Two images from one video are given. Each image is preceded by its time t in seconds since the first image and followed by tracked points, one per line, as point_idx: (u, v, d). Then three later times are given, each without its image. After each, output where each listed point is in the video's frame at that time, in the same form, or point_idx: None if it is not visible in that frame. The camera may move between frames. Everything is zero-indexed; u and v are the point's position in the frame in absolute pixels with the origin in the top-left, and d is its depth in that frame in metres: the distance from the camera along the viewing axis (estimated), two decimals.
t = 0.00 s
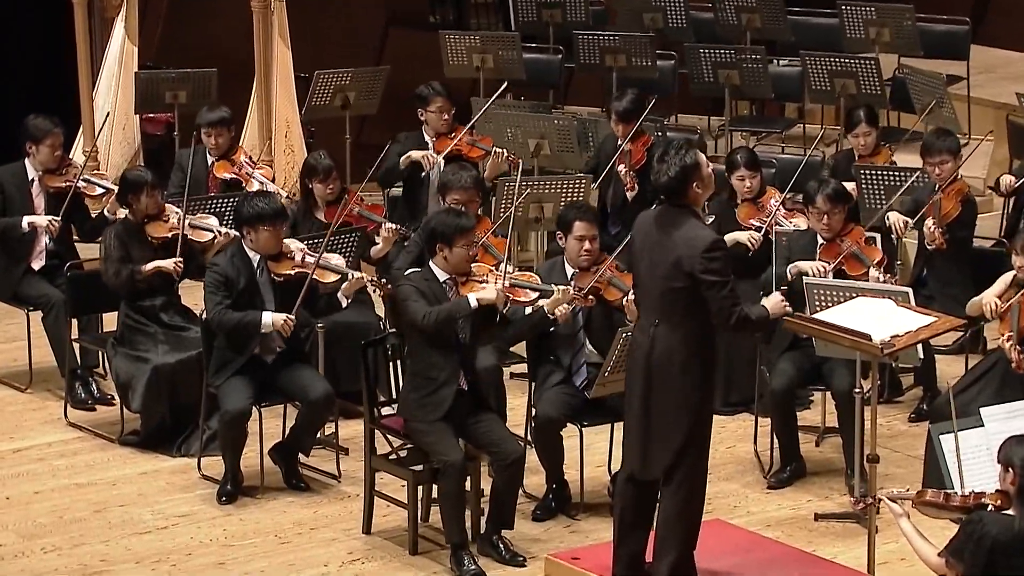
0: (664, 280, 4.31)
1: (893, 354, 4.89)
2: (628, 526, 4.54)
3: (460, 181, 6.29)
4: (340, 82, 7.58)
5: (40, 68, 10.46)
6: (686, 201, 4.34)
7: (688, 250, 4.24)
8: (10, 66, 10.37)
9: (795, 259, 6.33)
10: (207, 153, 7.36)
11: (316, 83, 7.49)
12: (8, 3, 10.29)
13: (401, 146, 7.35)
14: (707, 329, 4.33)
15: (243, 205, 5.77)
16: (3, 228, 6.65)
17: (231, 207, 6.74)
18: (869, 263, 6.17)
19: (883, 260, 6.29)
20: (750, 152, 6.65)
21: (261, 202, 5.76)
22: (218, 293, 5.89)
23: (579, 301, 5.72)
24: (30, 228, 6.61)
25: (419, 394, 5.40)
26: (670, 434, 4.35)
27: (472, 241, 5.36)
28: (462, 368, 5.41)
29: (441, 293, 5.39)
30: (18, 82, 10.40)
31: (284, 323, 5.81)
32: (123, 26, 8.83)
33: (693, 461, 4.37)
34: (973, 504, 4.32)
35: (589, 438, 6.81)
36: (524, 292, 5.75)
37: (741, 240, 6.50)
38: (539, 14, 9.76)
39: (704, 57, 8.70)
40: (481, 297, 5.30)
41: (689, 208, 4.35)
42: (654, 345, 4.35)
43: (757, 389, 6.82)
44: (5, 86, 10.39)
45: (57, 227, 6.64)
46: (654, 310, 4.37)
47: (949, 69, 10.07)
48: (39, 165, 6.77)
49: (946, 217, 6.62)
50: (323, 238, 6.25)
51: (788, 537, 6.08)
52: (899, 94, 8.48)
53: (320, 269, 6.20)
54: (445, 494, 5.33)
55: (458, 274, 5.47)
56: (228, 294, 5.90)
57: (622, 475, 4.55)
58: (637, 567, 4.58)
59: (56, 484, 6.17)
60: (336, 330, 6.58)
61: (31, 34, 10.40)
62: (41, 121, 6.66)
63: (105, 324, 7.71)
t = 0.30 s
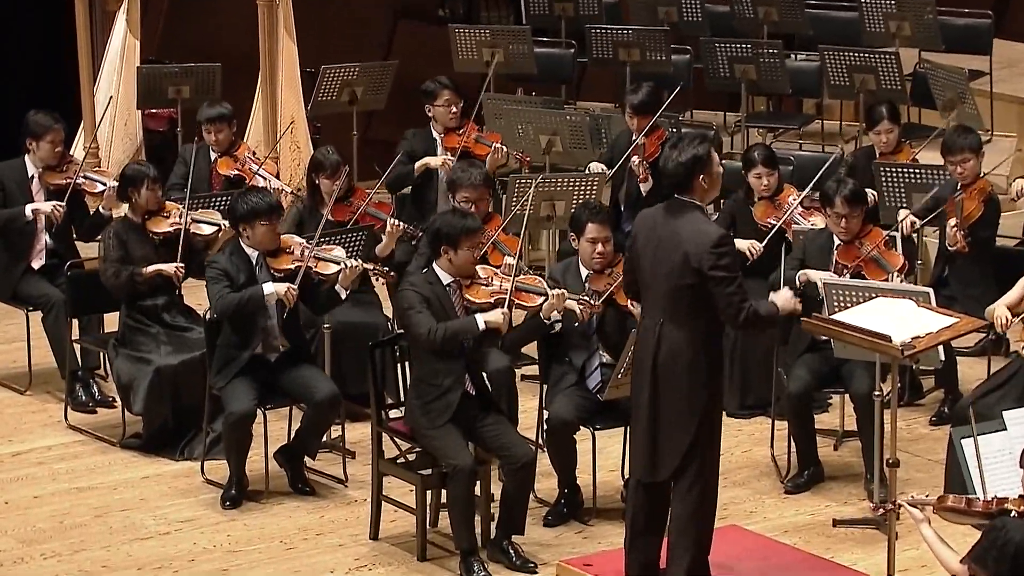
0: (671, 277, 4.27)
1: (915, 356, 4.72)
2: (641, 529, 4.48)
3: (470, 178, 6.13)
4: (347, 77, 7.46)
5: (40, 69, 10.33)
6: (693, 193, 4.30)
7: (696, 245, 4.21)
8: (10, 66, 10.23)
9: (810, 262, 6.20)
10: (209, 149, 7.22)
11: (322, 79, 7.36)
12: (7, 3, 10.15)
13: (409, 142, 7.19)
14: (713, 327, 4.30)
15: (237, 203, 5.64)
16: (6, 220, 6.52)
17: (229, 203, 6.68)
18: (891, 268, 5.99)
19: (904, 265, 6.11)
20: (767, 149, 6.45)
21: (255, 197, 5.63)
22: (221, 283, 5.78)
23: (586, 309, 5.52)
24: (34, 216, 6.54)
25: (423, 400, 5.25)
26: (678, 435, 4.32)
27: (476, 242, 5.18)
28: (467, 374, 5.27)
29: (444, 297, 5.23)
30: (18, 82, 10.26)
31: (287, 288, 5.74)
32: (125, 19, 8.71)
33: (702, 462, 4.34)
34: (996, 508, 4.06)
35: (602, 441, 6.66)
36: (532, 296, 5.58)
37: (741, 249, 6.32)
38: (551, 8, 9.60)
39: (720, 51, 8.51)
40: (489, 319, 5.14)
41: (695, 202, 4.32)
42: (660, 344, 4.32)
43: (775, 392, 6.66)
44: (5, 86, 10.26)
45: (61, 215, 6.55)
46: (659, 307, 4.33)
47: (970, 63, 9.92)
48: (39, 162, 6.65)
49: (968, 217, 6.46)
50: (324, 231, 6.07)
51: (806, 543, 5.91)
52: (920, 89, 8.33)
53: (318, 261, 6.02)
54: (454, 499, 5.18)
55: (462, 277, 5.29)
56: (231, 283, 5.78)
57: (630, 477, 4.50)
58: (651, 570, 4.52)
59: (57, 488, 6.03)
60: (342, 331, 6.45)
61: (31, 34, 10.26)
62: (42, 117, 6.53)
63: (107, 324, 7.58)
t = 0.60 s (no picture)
0: (679, 272, 4.13)
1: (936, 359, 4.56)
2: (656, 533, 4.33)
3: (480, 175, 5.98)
4: (356, 72, 7.33)
5: (39, 69, 10.21)
6: (699, 184, 4.18)
7: (706, 238, 4.07)
8: (10, 66, 10.12)
9: (826, 256, 6.03)
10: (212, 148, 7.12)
11: (330, 75, 7.24)
12: (7, 3, 10.04)
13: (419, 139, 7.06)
14: (721, 322, 4.17)
15: (241, 202, 5.51)
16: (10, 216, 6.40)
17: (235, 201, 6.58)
18: (912, 266, 5.82)
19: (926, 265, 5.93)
20: (787, 144, 6.28)
21: (260, 197, 5.50)
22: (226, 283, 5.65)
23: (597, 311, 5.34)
24: (38, 211, 6.41)
25: (429, 404, 5.11)
26: (685, 434, 4.20)
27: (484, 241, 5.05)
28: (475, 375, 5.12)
29: (451, 298, 5.09)
30: (18, 82, 10.16)
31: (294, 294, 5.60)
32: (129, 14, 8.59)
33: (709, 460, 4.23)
34: (1019, 513, 3.95)
35: (616, 444, 6.51)
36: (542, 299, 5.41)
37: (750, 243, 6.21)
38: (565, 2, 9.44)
39: (737, 47, 8.43)
40: (496, 324, 4.97)
41: (700, 194, 4.20)
42: (667, 341, 4.19)
43: (793, 394, 6.51)
44: (5, 86, 10.15)
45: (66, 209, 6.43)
46: (665, 304, 4.20)
47: (993, 58, 9.78)
48: (42, 160, 6.53)
49: (990, 215, 6.31)
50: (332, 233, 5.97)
51: (825, 549, 5.76)
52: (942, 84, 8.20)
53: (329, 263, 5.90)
54: (465, 504, 5.04)
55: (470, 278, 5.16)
56: (236, 283, 5.65)
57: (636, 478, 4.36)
58: None
59: (60, 492, 5.90)
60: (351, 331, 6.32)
61: (31, 34, 10.14)
62: (43, 113, 6.40)
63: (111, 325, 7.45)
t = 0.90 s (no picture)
0: (700, 270, 4.01)
1: (958, 360, 4.41)
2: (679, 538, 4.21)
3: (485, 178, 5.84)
4: (365, 67, 7.21)
5: (40, 69, 10.10)
6: (723, 180, 4.07)
7: (728, 236, 3.95)
8: (10, 66, 10.01)
9: (847, 255, 5.86)
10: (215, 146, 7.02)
11: (339, 68, 7.13)
12: (7, 2, 9.92)
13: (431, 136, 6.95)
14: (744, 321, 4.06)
15: (256, 204, 5.36)
16: (17, 210, 6.26)
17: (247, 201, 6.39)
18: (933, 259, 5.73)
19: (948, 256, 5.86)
20: (806, 141, 6.19)
21: (274, 202, 5.34)
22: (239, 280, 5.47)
23: (609, 322, 5.18)
24: (45, 201, 6.29)
25: (445, 403, 4.97)
26: (709, 436, 4.08)
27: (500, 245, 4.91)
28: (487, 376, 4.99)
29: (465, 300, 4.95)
30: (18, 82, 10.05)
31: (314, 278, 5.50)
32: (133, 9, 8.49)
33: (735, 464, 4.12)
34: None
35: (630, 448, 6.37)
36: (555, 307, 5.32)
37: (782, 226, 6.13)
38: None
39: (755, 41, 8.30)
40: (517, 306, 4.88)
41: (723, 191, 4.08)
42: (690, 339, 4.07)
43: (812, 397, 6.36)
44: (5, 86, 10.05)
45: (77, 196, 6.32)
46: (687, 302, 4.08)
47: (1015, 52, 9.64)
48: (43, 158, 6.39)
49: (1015, 213, 6.06)
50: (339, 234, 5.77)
51: (845, 556, 5.61)
52: (965, 80, 8.08)
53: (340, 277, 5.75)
54: (476, 509, 4.90)
55: (484, 281, 5.00)
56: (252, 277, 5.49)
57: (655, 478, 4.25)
58: None
59: (62, 495, 5.77)
60: (359, 332, 6.16)
61: (31, 34, 10.02)
62: (47, 112, 6.26)
63: (114, 326, 7.33)
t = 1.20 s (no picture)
0: (732, 271, 4.01)
1: (979, 363, 4.26)
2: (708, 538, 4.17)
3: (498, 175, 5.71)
4: (372, 63, 7.09)
5: (40, 69, 9.98)
6: (767, 180, 4.03)
7: (756, 237, 3.95)
8: (9, 66, 9.90)
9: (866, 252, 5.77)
10: (222, 141, 6.89)
11: (346, 63, 7.00)
12: (7, 2, 9.78)
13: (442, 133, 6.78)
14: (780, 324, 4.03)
15: (266, 199, 5.24)
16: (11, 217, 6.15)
17: (255, 199, 6.29)
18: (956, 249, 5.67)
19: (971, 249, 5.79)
20: (825, 138, 6.06)
21: (285, 196, 5.22)
22: (242, 287, 5.34)
23: (630, 311, 5.13)
24: (43, 210, 6.17)
25: (454, 407, 4.84)
26: (742, 438, 4.05)
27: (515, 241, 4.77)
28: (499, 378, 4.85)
29: (478, 299, 4.81)
30: (18, 82, 9.93)
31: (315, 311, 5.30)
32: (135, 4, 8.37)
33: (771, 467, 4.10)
34: None
35: (644, 451, 6.23)
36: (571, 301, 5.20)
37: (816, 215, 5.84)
38: None
39: (772, 35, 8.16)
40: (523, 320, 4.73)
41: (766, 191, 4.05)
42: (722, 340, 4.06)
43: (830, 400, 6.22)
44: (5, 86, 9.94)
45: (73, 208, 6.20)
46: (721, 303, 4.08)
47: None
48: (47, 156, 6.28)
49: None
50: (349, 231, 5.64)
51: (864, 562, 5.46)
52: (987, 75, 7.93)
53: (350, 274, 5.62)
54: (486, 514, 4.76)
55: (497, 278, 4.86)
56: (252, 288, 5.35)
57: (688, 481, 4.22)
58: None
59: (63, 500, 5.64)
60: (366, 333, 5.99)
61: (31, 34, 9.89)
62: (52, 108, 6.11)
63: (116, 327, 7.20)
